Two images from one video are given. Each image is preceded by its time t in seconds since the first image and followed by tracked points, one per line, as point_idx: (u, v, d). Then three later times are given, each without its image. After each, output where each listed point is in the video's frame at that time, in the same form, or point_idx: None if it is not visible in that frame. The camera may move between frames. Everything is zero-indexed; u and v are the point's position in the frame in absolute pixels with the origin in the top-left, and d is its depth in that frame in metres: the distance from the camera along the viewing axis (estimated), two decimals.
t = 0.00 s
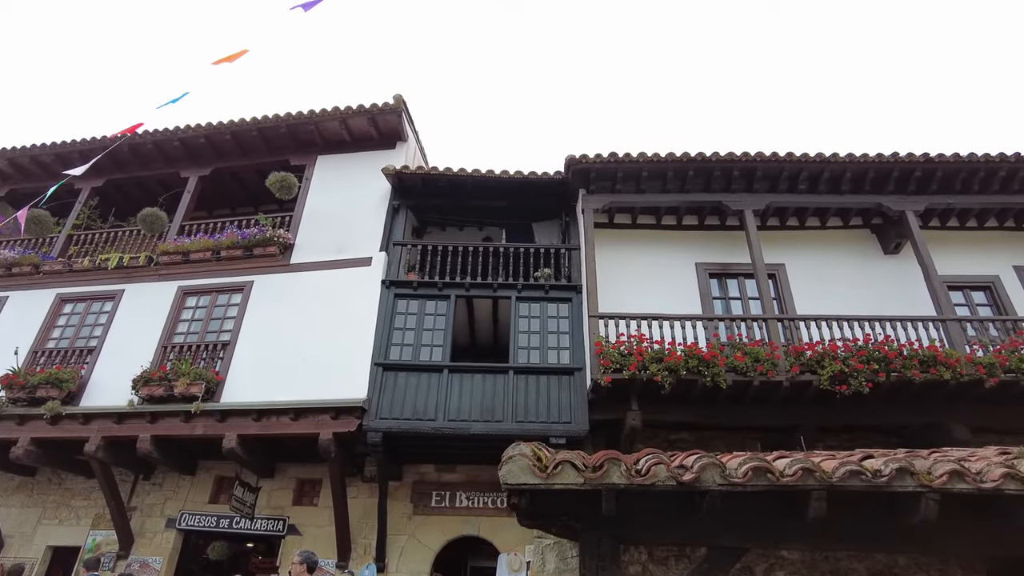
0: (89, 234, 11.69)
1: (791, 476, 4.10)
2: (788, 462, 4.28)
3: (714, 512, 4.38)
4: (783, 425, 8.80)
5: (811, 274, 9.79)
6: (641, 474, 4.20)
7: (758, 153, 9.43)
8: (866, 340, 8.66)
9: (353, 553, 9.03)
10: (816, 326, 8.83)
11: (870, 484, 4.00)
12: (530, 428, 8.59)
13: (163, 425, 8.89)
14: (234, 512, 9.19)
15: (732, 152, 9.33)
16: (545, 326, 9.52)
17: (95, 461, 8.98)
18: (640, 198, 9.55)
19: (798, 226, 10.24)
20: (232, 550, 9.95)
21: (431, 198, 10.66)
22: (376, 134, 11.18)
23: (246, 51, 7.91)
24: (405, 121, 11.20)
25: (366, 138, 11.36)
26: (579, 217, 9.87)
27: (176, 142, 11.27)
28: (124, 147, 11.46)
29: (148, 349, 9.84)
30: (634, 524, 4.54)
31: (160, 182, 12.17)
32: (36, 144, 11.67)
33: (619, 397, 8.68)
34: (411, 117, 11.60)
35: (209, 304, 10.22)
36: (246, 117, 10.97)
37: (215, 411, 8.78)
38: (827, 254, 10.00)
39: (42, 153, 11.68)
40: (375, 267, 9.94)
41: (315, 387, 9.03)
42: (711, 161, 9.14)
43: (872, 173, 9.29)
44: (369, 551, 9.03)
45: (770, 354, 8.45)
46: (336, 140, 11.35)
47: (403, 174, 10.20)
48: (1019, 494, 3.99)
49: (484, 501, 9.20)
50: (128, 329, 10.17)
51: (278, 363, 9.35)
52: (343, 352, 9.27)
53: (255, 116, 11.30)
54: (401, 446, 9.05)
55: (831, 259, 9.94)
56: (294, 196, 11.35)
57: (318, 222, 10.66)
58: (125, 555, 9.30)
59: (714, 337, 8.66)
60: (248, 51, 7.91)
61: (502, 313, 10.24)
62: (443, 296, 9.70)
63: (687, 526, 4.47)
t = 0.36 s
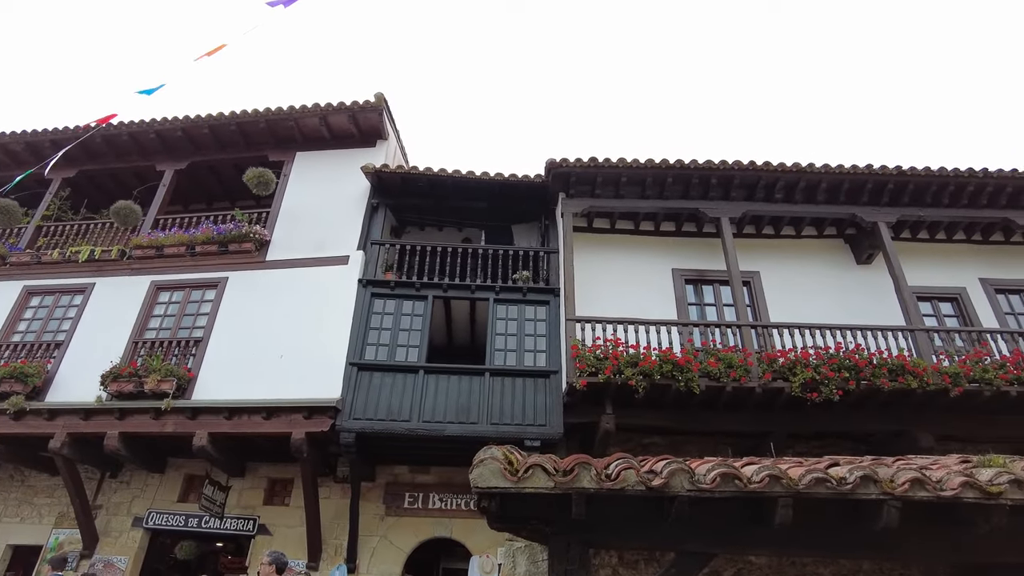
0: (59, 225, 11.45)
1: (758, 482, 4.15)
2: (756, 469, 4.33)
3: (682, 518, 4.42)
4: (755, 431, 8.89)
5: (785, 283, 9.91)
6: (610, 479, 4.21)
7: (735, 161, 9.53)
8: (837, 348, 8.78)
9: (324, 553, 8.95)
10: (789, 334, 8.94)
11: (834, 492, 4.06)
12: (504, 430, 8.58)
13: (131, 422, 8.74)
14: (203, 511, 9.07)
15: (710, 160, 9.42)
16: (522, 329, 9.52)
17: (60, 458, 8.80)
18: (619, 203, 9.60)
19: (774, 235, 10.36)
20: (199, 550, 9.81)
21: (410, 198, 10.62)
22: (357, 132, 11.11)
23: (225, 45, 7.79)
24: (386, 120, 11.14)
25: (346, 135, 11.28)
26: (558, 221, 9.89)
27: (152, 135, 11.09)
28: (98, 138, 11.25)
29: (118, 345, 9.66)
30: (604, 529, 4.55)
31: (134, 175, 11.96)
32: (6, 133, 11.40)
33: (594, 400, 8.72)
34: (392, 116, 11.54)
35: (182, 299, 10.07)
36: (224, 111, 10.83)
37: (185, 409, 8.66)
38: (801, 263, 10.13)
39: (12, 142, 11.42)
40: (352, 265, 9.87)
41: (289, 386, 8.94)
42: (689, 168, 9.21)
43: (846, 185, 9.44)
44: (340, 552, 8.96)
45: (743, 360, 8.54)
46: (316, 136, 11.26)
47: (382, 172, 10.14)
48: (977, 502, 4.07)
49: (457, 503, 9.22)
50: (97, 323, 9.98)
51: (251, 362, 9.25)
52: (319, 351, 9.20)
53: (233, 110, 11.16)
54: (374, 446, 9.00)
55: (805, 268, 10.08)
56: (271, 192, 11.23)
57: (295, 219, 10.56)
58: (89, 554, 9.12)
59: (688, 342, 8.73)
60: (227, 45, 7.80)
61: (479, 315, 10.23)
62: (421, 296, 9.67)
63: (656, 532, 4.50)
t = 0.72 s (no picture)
0: (23, 216, 11.14)
1: (723, 489, 4.20)
2: (721, 476, 4.38)
3: (648, 524, 4.44)
4: (723, 438, 8.99)
5: (756, 292, 10.05)
6: (577, 484, 4.20)
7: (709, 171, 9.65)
8: (805, 357, 8.93)
9: (289, 555, 8.83)
10: (758, 343, 9.07)
11: (797, 499, 4.13)
12: (475, 433, 8.56)
13: (93, 419, 8.51)
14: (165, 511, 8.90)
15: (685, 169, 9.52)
16: (495, 332, 9.51)
17: (17, 456, 8.55)
18: (594, 209, 9.65)
19: (746, 244, 10.51)
20: (161, 551, 9.62)
21: (386, 198, 10.55)
22: (333, 129, 11.02)
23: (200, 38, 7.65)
24: (363, 118, 11.06)
25: (322, 133, 11.18)
26: (534, 225, 9.90)
27: (123, 126, 10.86)
28: (66, 128, 10.97)
29: (81, 340, 9.43)
30: (570, 534, 4.53)
31: (103, 166, 11.69)
32: None
33: (565, 405, 8.74)
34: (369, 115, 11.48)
35: (150, 295, 9.86)
36: (198, 105, 10.65)
37: (150, 407, 8.48)
38: (772, 273, 10.28)
39: None
40: (325, 265, 9.78)
41: (258, 386, 8.82)
42: (664, 177, 9.31)
43: (817, 197, 9.61)
44: (306, 554, 8.86)
45: (713, 368, 8.64)
46: (291, 133, 11.13)
47: (358, 172, 10.06)
48: (932, 511, 4.18)
49: (426, 506, 9.19)
50: (60, 317, 9.72)
51: (219, 360, 9.09)
52: (289, 350, 9.09)
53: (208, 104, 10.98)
54: (344, 448, 8.91)
55: (775, 278, 10.23)
56: (245, 188, 11.07)
57: (268, 216, 10.43)
58: (44, 555, 8.88)
59: (659, 348, 8.80)
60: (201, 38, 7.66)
61: (452, 317, 10.20)
62: (394, 297, 9.61)
63: (621, 537, 4.51)
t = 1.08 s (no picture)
0: None
1: (684, 495, 4.24)
2: (683, 483, 4.43)
3: (610, 529, 4.47)
4: (689, 444, 9.08)
5: (724, 300, 10.20)
6: (541, 488, 4.19)
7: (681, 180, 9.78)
8: (770, 365, 9.07)
9: (250, 555, 8.68)
10: (725, 350, 9.20)
11: (756, 506, 4.19)
12: (442, 435, 8.53)
13: (48, 413, 8.28)
14: (122, 509, 8.71)
15: (658, 177, 9.62)
16: (466, 333, 9.49)
17: None
18: (568, 214, 9.68)
19: (715, 253, 10.66)
20: (116, 549, 9.39)
21: (359, 195, 10.47)
22: (307, 124, 10.90)
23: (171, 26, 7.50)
24: (338, 114, 10.97)
25: (296, 128, 11.05)
26: (507, 227, 9.91)
27: (89, 113, 10.61)
28: (29, 113, 10.67)
29: (39, 331, 9.17)
30: (532, 537, 4.55)
31: (67, 154, 11.39)
32: None
33: (533, 408, 8.77)
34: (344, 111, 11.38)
35: (113, 286, 9.63)
36: (169, 94, 10.45)
37: (109, 401, 8.28)
38: (739, 282, 10.44)
39: None
40: (294, 261, 9.67)
41: (223, 382, 8.68)
42: (638, 184, 9.39)
43: (786, 209, 9.80)
44: (267, 554, 8.73)
45: (680, 373, 8.73)
46: (265, 127, 10.99)
47: (331, 168, 9.97)
48: (886, 519, 4.28)
49: (390, 508, 9.15)
50: (17, 308, 9.43)
51: (184, 355, 8.92)
52: (256, 347, 8.96)
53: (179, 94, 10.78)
54: (308, 447, 8.81)
55: (742, 287, 10.40)
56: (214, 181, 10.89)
57: (238, 210, 10.27)
58: None
59: (628, 353, 8.87)
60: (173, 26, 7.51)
61: (423, 317, 10.15)
62: (364, 296, 9.53)
63: (582, 542, 4.56)
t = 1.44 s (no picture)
0: None
1: (638, 499, 4.31)
2: (637, 486, 4.49)
3: (563, 531, 4.50)
4: (647, 449, 9.19)
5: (685, 308, 10.37)
6: (496, 489, 4.19)
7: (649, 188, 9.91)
8: (728, 374, 9.26)
9: (199, 550, 8.48)
10: (684, 357, 9.35)
11: (706, 512, 4.29)
12: (401, 434, 8.49)
13: None
14: (65, 501, 8.47)
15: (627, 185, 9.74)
16: (429, 332, 9.45)
17: None
18: (537, 217, 9.72)
19: (679, 261, 10.83)
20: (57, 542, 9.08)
21: (327, 188, 10.35)
22: (276, 113, 10.73)
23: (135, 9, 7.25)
24: (309, 105, 10.82)
25: (264, 116, 10.87)
26: (476, 227, 9.91)
27: (47, 89, 10.24)
28: None
29: None
30: (485, 538, 4.52)
31: (22, 130, 10.97)
32: None
33: (495, 409, 8.77)
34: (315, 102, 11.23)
35: (66, 270, 9.32)
36: (133, 75, 10.15)
37: (56, 388, 8.00)
38: (702, 291, 10.64)
39: None
40: (257, 252, 9.51)
41: (177, 373, 8.47)
42: (606, 190, 9.49)
43: (750, 222, 10.02)
44: (217, 549, 8.52)
45: (640, 379, 8.84)
46: (232, 113, 10.77)
47: (298, 159, 9.83)
48: (831, 527, 4.42)
49: (345, 505, 9.08)
50: None
51: (137, 343, 8.68)
52: (213, 338, 8.77)
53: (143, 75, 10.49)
54: (264, 441, 8.67)
55: (704, 296, 10.59)
56: (178, 166, 10.63)
57: (201, 197, 10.05)
58: None
59: (590, 357, 8.95)
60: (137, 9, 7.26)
61: (387, 314, 10.09)
62: (327, 290, 9.43)
63: (536, 544, 4.56)
